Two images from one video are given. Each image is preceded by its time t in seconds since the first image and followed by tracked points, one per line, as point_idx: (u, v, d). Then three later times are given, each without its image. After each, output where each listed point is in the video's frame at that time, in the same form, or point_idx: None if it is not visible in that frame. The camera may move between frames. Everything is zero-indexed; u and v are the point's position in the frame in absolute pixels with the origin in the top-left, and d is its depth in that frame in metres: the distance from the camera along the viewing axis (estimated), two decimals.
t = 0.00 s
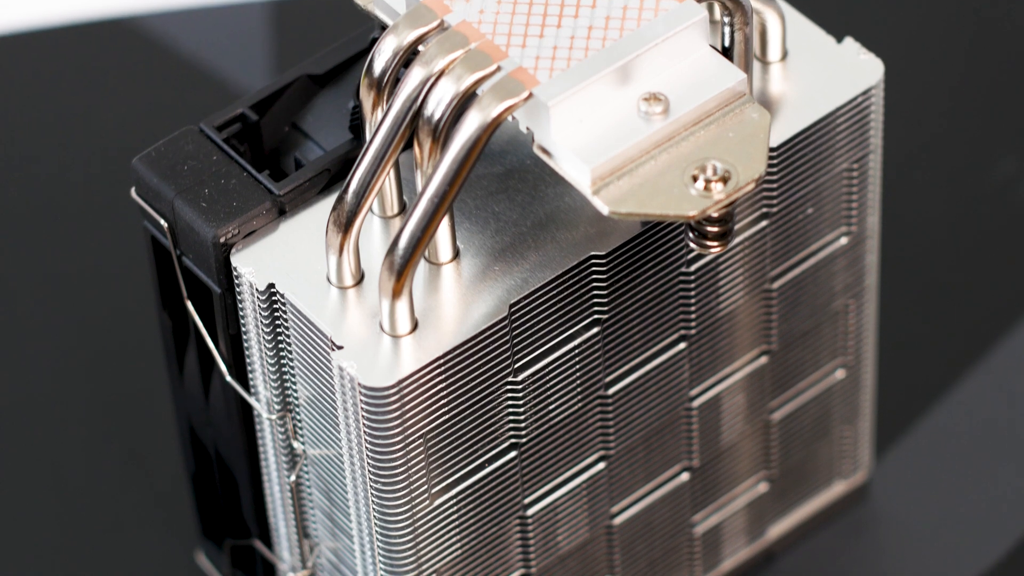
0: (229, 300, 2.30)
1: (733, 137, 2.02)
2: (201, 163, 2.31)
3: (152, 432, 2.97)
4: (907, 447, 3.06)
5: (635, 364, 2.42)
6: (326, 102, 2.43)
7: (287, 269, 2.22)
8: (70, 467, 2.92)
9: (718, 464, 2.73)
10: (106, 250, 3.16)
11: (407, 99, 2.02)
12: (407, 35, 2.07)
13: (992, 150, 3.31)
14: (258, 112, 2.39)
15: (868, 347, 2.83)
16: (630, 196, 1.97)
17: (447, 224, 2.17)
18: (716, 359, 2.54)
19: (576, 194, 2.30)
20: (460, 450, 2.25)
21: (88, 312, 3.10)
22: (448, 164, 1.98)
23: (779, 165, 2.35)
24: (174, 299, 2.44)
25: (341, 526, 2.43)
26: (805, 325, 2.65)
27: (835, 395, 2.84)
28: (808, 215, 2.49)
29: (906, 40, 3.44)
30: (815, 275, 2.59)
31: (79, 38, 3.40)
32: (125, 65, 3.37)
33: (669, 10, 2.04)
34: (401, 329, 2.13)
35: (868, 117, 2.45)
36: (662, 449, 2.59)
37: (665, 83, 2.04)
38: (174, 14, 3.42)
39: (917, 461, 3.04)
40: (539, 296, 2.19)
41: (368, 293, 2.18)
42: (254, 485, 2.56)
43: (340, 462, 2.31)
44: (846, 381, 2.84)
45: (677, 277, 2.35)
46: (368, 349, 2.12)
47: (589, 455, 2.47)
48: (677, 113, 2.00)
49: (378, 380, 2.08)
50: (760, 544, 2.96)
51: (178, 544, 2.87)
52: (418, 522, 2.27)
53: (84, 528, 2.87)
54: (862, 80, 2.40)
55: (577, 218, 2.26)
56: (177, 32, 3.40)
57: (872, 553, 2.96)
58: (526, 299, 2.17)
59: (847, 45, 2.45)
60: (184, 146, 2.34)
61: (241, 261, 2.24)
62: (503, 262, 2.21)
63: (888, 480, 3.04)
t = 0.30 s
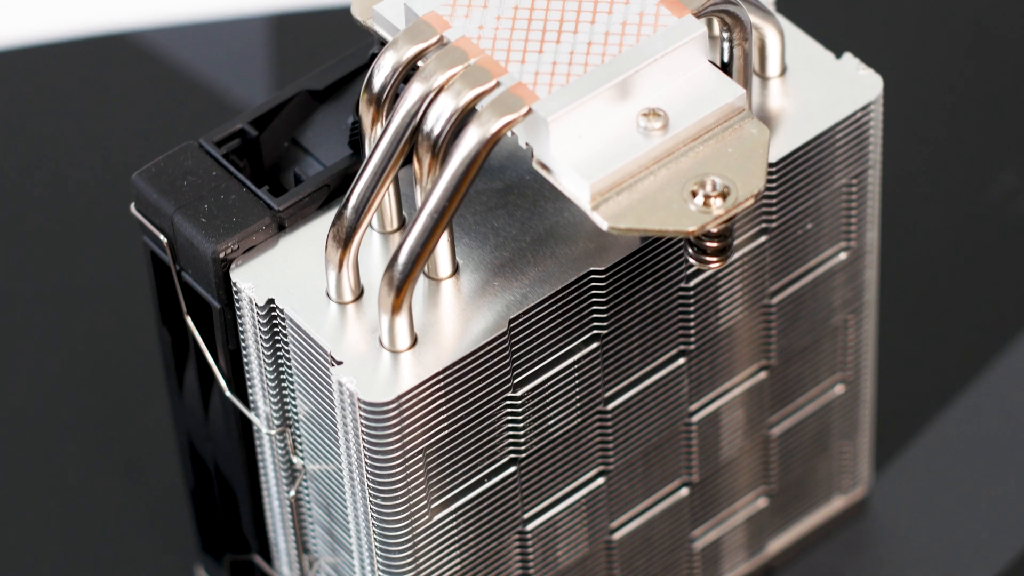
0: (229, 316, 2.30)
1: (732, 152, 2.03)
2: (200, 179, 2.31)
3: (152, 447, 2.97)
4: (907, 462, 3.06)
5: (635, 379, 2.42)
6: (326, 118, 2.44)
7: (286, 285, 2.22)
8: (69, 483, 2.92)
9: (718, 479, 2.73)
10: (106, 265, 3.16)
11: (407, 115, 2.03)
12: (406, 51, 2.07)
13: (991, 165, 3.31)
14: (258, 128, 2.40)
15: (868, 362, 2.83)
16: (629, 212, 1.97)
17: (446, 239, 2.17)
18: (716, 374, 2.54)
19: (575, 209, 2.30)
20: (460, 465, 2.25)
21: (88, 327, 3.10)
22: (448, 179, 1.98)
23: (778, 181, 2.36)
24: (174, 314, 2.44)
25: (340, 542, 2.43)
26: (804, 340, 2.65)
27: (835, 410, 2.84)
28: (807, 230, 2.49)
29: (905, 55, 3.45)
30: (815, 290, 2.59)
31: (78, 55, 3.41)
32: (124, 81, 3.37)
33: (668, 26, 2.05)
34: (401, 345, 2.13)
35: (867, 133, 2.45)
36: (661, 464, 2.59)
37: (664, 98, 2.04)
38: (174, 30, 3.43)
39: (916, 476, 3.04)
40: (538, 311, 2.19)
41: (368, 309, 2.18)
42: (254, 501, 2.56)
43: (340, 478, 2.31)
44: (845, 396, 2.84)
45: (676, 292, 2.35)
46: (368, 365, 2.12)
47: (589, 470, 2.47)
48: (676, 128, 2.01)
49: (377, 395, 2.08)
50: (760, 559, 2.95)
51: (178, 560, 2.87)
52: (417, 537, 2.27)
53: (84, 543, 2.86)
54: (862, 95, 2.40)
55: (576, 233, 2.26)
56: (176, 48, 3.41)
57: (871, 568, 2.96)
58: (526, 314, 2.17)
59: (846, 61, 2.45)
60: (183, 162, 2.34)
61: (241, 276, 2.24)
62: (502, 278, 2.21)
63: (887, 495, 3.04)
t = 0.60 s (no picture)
0: (229, 330, 2.31)
1: (732, 167, 2.03)
2: (201, 193, 2.32)
3: (152, 462, 2.97)
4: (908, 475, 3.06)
5: (635, 394, 2.42)
6: (326, 133, 2.44)
7: (287, 300, 2.22)
8: (69, 497, 2.91)
9: (718, 494, 2.73)
10: (106, 279, 3.16)
11: (407, 129, 2.03)
12: (407, 66, 2.07)
13: (991, 180, 3.32)
14: (258, 143, 2.40)
15: (868, 377, 2.83)
16: (629, 227, 1.97)
17: (446, 254, 2.17)
18: (716, 389, 2.54)
19: (575, 224, 2.30)
20: (460, 479, 2.25)
21: (87, 342, 3.10)
22: (448, 194, 1.98)
23: (778, 196, 2.36)
24: (174, 329, 2.44)
25: (341, 556, 2.43)
26: (804, 355, 2.65)
27: (835, 425, 2.84)
28: (807, 245, 2.49)
29: (904, 69, 3.45)
30: (814, 305, 2.59)
31: (78, 69, 3.41)
32: (124, 95, 3.37)
33: (668, 41, 2.05)
34: (401, 360, 2.13)
35: (867, 147, 2.46)
36: (661, 478, 2.59)
37: (664, 113, 2.04)
38: (175, 46, 3.44)
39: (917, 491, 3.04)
40: (538, 326, 2.19)
41: (368, 324, 2.18)
42: (254, 515, 2.56)
43: (340, 492, 2.31)
44: (845, 411, 2.84)
45: (676, 307, 2.36)
46: (368, 379, 2.12)
47: (589, 485, 2.47)
48: (676, 143, 2.01)
49: (377, 410, 2.08)
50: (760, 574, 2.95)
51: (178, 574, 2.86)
52: (418, 552, 2.27)
53: (84, 558, 2.86)
54: (861, 110, 2.41)
55: (576, 248, 2.26)
56: (177, 64, 3.42)
57: None
58: (526, 329, 2.17)
59: (845, 75, 2.46)
60: (184, 176, 2.34)
61: (241, 291, 2.24)
62: (502, 293, 2.22)
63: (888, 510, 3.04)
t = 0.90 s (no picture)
0: (229, 343, 2.31)
1: (731, 180, 2.03)
2: (200, 206, 2.32)
3: (151, 474, 2.97)
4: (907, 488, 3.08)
5: (635, 407, 2.42)
6: (326, 145, 2.44)
7: (287, 312, 2.22)
8: (68, 510, 2.91)
9: (718, 506, 2.73)
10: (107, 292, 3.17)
11: (407, 142, 2.03)
12: (407, 78, 2.07)
13: (990, 192, 3.32)
14: (258, 155, 2.40)
15: (868, 389, 2.83)
16: (629, 239, 1.97)
17: (446, 267, 2.17)
18: (715, 401, 2.54)
19: (575, 236, 2.30)
20: (460, 492, 2.25)
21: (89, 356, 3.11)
22: (448, 207, 1.99)
23: (778, 209, 2.36)
24: (174, 341, 2.44)
25: (340, 568, 2.43)
26: (804, 367, 2.65)
27: (835, 437, 2.84)
28: (806, 258, 2.49)
29: (903, 79, 3.44)
30: (814, 317, 2.59)
31: (78, 80, 3.40)
32: (124, 106, 3.36)
33: (668, 54, 2.06)
34: (401, 372, 2.12)
35: (867, 160, 2.46)
36: (661, 491, 2.59)
37: (664, 126, 2.04)
38: (176, 59, 3.44)
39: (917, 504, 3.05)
40: (538, 338, 2.19)
41: (368, 336, 2.18)
42: (254, 528, 2.56)
43: (340, 505, 2.31)
44: (845, 424, 2.84)
45: (676, 319, 2.36)
46: (368, 392, 2.12)
47: (589, 497, 2.47)
48: (676, 156, 2.01)
49: (377, 422, 2.08)
50: None
51: None
52: (417, 564, 2.27)
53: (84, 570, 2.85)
54: (861, 123, 2.41)
55: (576, 260, 2.26)
56: (177, 76, 3.42)
57: None
58: (526, 341, 2.17)
59: (845, 88, 2.46)
60: (184, 189, 2.34)
61: (241, 304, 2.24)
62: (502, 305, 2.21)
63: (888, 523, 3.04)
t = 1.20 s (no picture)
0: (229, 355, 2.31)
1: (730, 193, 2.03)
2: (200, 218, 2.32)
3: (151, 486, 2.97)
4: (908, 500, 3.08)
5: (635, 419, 2.42)
6: (326, 158, 2.44)
7: (287, 324, 2.22)
8: (68, 521, 2.90)
9: (718, 518, 2.73)
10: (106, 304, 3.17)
11: (407, 154, 2.03)
12: (407, 91, 2.07)
13: (990, 204, 3.32)
14: (258, 168, 2.40)
15: (868, 401, 2.83)
16: (629, 251, 1.97)
17: (446, 279, 2.17)
18: (715, 413, 2.54)
19: (575, 248, 2.30)
20: (460, 504, 2.25)
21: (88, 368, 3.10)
22: (448, 219, 1.99)
23: (777, 221, 2.36)
24: (174, 353, 2.44)
25: None
26: (804, 379, 2.65)
27: (835, 449, 2.84)
28: (806, 270, 2.50)
29: (903, 91, 3.45)
30: (814, 329, 2.59)
31: (78, 93, 3.40)
32: (124, 117, 3.36)
33: (668, 66, 2.06)
34: (400, 384, 2.12)
35: (866, 173, 2.46)
36: (661, 503, 2.59)
37: (664, 138, 2.05)
38: (175, 72, 3.46)
39: (916, 516, 3.05)
40: (538, 350, 2.19)
41: (368, 348, 2.18)
42: (254, 539, 2.56)
43: (340, 517, 2.31)
44: (845, 436, 2.84)
45: (676, 331, 2.36)
46: (368, 404, 2.12)
47: (589, 509, 2.47)
48: (676, 168, 2.01)
49: (377, 434, 2.08)
50: None
51: None
52: None
53: None
54: (861, 135, 2.41)
55: (576, 273, 2.26)
56: (177, 88, 3.43)
57: None
58: (526, 353, 2.17)
59: (844, 100, 2.46)
60: (184, 201, 2.34)
61: (240, 316, 2.24)
62: (502, 317, 2.21)
63: (888, 535, 3.04)
